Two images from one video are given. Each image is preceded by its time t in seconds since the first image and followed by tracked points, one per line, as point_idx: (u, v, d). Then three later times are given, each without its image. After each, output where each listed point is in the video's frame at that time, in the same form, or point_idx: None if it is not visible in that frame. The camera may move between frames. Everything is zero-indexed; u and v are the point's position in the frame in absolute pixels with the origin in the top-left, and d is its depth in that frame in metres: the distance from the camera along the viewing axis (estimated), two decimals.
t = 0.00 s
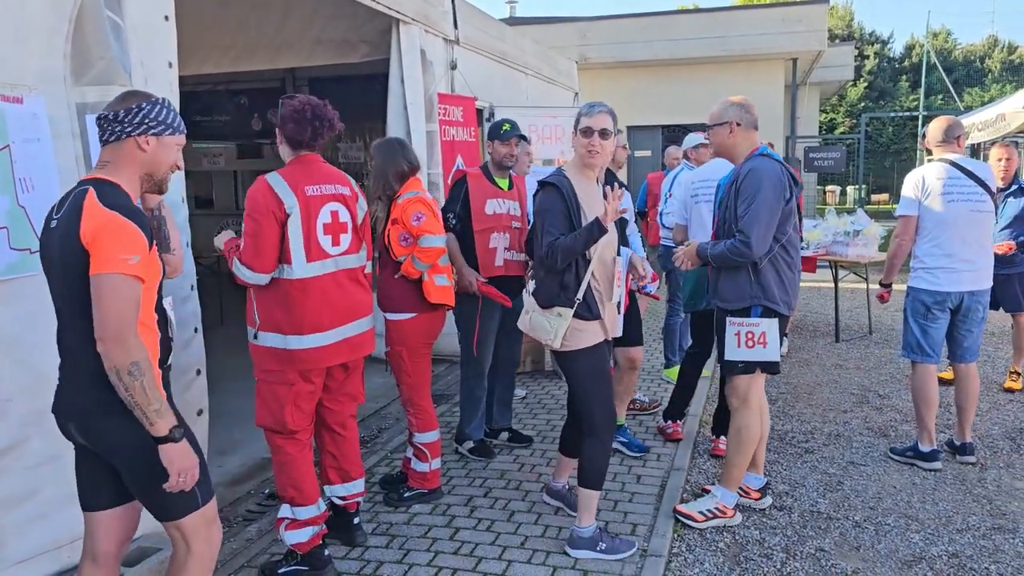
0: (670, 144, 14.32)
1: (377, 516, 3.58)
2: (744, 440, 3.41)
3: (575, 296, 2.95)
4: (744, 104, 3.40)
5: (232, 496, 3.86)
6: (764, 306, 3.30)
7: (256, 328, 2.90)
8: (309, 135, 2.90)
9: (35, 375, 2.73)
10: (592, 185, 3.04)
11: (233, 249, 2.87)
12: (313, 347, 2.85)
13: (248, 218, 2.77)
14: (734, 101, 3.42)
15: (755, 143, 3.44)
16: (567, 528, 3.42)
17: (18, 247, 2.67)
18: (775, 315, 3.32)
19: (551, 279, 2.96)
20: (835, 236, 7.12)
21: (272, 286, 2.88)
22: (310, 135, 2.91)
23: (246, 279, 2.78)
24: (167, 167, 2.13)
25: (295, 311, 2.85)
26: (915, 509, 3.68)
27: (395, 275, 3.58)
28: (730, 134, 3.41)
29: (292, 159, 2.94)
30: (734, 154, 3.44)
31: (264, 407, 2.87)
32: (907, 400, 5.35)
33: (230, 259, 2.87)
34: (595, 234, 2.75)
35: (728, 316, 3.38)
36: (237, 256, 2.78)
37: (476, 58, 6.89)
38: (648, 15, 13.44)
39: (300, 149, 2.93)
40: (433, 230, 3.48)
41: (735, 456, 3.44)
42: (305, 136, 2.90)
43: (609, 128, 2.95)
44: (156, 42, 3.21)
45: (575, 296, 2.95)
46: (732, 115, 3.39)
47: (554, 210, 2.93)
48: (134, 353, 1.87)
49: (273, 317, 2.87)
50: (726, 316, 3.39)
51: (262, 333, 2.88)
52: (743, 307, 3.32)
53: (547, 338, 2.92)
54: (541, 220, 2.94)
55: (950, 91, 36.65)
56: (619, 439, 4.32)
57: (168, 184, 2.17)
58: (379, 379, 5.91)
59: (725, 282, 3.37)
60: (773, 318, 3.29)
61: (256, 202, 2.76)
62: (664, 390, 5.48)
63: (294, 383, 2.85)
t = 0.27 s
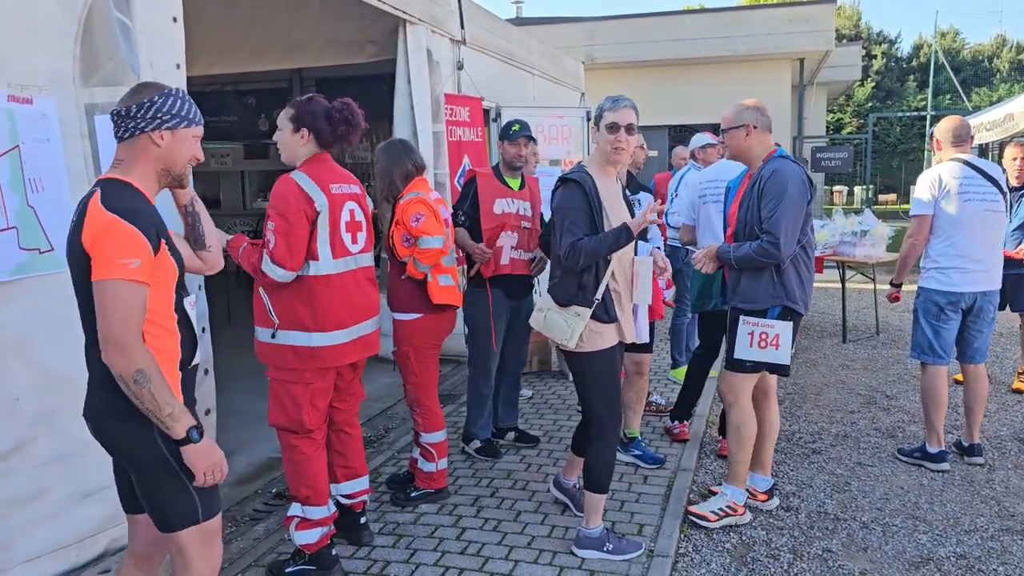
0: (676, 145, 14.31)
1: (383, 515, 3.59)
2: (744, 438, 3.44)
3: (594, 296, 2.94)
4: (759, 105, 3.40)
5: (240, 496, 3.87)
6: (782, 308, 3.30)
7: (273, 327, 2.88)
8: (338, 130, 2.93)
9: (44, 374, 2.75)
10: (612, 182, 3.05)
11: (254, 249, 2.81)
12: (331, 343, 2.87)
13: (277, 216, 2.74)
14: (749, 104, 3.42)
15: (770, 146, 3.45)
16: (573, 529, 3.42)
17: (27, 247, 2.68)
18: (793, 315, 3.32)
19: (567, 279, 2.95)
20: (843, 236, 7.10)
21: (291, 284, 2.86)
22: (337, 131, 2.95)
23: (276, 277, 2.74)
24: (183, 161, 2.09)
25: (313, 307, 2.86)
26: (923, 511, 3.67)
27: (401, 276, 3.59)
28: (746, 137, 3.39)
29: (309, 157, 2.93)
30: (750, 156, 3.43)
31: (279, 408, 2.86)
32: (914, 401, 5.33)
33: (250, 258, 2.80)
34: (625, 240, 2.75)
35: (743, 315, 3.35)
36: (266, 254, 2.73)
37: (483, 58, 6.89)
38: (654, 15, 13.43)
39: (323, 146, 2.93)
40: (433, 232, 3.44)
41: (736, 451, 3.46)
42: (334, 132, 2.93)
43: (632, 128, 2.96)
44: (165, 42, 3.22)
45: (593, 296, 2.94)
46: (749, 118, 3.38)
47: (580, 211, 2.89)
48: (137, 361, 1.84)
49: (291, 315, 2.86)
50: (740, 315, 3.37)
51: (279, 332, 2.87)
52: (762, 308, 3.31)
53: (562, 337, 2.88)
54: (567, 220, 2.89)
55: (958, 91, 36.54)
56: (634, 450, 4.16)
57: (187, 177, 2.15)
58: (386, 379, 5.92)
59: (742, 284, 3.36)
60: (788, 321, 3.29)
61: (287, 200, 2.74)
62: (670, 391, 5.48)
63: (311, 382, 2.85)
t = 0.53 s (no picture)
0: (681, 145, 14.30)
1: (390, 516, 3.59)
2: (777, 439, 3.45)
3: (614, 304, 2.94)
4: (770, 107, 3.39)
5: (245, 496, 3.88)
6: (796, 309, 3.30)
7: (291, 328, 2.84)
8: (347, 129, 3.03)
9: (51, 375, 2.76)
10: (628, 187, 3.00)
11: (284, 241, 2.70)
12: (349, 342, 2.90)
13: (311, 212, 2.72)
14: (759, 107, 3.41)
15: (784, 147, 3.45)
16: (579, 530, 3.41)
17: (35, 248, 2.69)
18: (805, 317, 3.32)
19: (587, 283, 2.92)
20: (848, 237, 7.08)
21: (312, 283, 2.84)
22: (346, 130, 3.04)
23: (309, 275, 2.71)
24: (200, 159, 2.10)
25: (335, 306, 2.88)
26: (929, 512, 3.66)
27: (406, 277, 3.61)
28: (763, 136, 3.40)
29: (324, 156, 2.93)
30: (765, 156, 3.43)
31: (292, 413, 2.85)
32: (921, 402, 5.32)
33: (279, 250, 2.68)
34: (665, 272, 2.87)
35: (755, 318, 3.35)
36: (302, 250, 2.68)
37: (488, 59, 6.90)
38: (659, 16, 13.42)
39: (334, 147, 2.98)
40: (428, 233, 3.47)
41: (774, 452, 3.47)
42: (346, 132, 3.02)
43: (661, 134, 3.00)
44: (171, 44, 3.23)
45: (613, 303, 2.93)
46: (766, 117, 3.38)
47: (615, 212, 2.80)
48: (169, 362, 1.83)
49: (311, 316, 2.84)
50: (752, 318, 3.36)
51: (298, 333, 2.84)
52: (775, 308, 3.31)
53: (578, 343, 2.88)
54: (604, 223, 2.78)
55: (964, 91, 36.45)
56: (640, 451, 4.14)
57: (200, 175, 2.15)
58: (391, 380, 5.93)
59: (754, 285, 3.36)
60: (801, 322, 3.30)
61: (320, 199, 2.75)
62: (676, 391, 5.48)
63: (328, 385, 2.85)
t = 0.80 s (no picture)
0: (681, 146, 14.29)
1: (390, 517, 3.59)
2: (807, 447, 3.41)
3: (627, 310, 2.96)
4: (770, 106, 3.39)
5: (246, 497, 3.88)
6: (809, 308, 3.30)
7: (301, 333, 2.81)
8: (341, 130, 2.99)
9: (52, 375, 2.76)
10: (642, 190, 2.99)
11: (298, 242, 2.64)
12: (357, 344, 2.93)
13: (324, 213, 2.70)
14: (758, 109, 3.41)
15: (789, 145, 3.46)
16: (580, 530, 3.41)
17: (36, 249, 2.70)
18: (820, 316, 3.33)
19: (606, 284, 2.91)
20: (848, 237, 7.08)
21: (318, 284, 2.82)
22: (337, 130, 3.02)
23: (324, 274, 2.68)
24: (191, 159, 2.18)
25: (343, 307, 2.89)
26: (930, 512, 3.66)
27: (405, 276, 3.60)
28: (772, 133, 3.40)
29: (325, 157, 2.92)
30: (772, 154, 3.43)
31: (301, 419, 2.83)
32: (921, 402, 5.32)
33: (293, 251, 2.61)
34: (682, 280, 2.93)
35: (770, 321, 3.34)
36: (318, 251, 2.65)
37: (489, 60, 6.90)
38: (659, 17, 13.42)
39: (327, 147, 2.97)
40: (433, 231, 3.51)
41: (800, 458, 3.44)
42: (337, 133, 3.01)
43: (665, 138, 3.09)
44: (172, 45, 3.24)
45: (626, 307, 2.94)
46: (774, 115, 3.38)
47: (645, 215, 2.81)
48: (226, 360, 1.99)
49: (320, 319, 2.82)
50: (768, 322, 3.36)
51: (308, 337, 2.81)
52: (787, 309, 3.31)
53: (597, 349, 2.85)
54: (635, 226, 2.78)
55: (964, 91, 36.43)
56: (640, 452, 4.14)
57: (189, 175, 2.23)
58: (392, 381, 5.94)
59: (763, 286, 3.36)
60: (817, 321, 3.30)
61: (331, 199, 2.73)
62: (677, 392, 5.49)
63: (335, 388, 2.86)
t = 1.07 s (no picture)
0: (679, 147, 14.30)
1: (389, 518, 3.59)
2: (811, 447, 3.42)
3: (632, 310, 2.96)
4: (776, 107, 3.38)
5: (245, 499, 3.88)
6: (817, 310, 3.30)
7: (299, 338, 2.79)
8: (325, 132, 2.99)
9: (51, 378, 2.76)
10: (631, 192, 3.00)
11: (288, 246, 2.63)
12: (357, 346, 2.94)
13: (314, 214, 2.68)
14: (760, 111, 3.40)
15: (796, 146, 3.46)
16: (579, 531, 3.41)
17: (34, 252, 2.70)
18: (826, 318, 3.32)
19: (614, 287, 2.90)
20: (847, 237, 7.08)
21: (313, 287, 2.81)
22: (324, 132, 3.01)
23: (318, 277, 2.67)
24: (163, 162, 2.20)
25: (340, 310, 2.89)
26: (928, 512, 3.67)
27: (400, 278, 3.61)
28: (784, 134, 3.39)
29: (311, 158, 2.90)
30: (780, 155, 3.42)
31: (302, 424, 2.83)
32: (919, 402, 5.33)
33: (285, 255, 2.60)
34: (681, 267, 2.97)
35: (777, 322, 3.33)
36: (310, 253, 2.63)
37: (486, 61, 6.90)
38: (657, 18, 13.43)
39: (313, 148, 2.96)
40: (433, 229, 3.50)
41: (802, 459, 3.45)
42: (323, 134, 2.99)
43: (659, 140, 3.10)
44: (170, 48, 3.24)
45: (630, 309, 2.95)
46: (786, 114, 3.37)
47: (647, 217, 2.82)
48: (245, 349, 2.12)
49: (319, 324, 2.82)
50: (773, 323, 3.34)
51: (307, 342, 2.80)
52: (796, 311, 3.29)
53: (615, 351, 2.84)
54: (639, 227, 2.80)
55: (962, 92, 36.47)
56: (640, 453, 4.13)
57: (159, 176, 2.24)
58: (390, 382, 5.94)
59: (770, 289, 3.35)
60: (823, 323, 3.31)
61: (321, 200, 2.72)
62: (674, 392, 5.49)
63: (336, 392, 2.87)
